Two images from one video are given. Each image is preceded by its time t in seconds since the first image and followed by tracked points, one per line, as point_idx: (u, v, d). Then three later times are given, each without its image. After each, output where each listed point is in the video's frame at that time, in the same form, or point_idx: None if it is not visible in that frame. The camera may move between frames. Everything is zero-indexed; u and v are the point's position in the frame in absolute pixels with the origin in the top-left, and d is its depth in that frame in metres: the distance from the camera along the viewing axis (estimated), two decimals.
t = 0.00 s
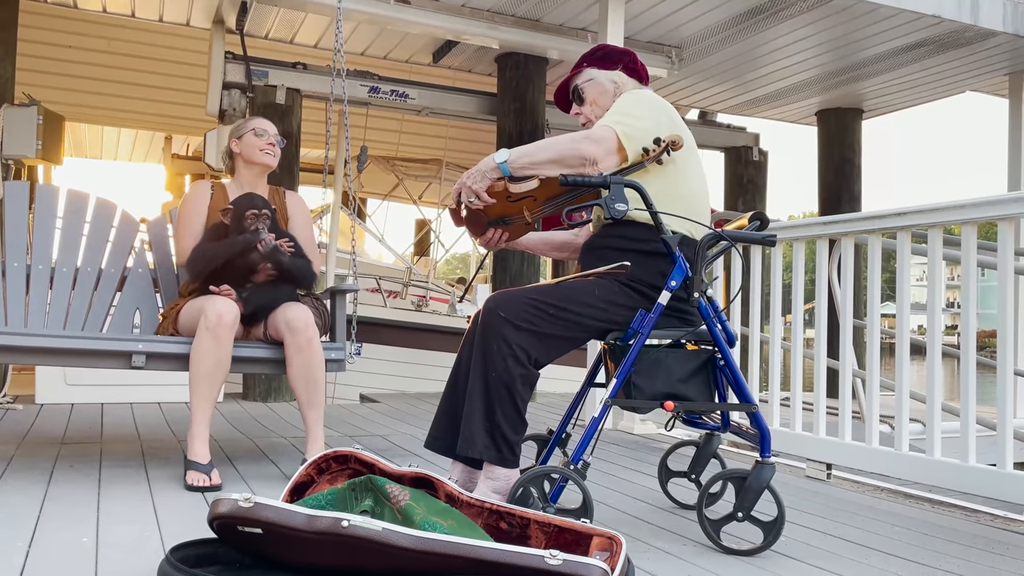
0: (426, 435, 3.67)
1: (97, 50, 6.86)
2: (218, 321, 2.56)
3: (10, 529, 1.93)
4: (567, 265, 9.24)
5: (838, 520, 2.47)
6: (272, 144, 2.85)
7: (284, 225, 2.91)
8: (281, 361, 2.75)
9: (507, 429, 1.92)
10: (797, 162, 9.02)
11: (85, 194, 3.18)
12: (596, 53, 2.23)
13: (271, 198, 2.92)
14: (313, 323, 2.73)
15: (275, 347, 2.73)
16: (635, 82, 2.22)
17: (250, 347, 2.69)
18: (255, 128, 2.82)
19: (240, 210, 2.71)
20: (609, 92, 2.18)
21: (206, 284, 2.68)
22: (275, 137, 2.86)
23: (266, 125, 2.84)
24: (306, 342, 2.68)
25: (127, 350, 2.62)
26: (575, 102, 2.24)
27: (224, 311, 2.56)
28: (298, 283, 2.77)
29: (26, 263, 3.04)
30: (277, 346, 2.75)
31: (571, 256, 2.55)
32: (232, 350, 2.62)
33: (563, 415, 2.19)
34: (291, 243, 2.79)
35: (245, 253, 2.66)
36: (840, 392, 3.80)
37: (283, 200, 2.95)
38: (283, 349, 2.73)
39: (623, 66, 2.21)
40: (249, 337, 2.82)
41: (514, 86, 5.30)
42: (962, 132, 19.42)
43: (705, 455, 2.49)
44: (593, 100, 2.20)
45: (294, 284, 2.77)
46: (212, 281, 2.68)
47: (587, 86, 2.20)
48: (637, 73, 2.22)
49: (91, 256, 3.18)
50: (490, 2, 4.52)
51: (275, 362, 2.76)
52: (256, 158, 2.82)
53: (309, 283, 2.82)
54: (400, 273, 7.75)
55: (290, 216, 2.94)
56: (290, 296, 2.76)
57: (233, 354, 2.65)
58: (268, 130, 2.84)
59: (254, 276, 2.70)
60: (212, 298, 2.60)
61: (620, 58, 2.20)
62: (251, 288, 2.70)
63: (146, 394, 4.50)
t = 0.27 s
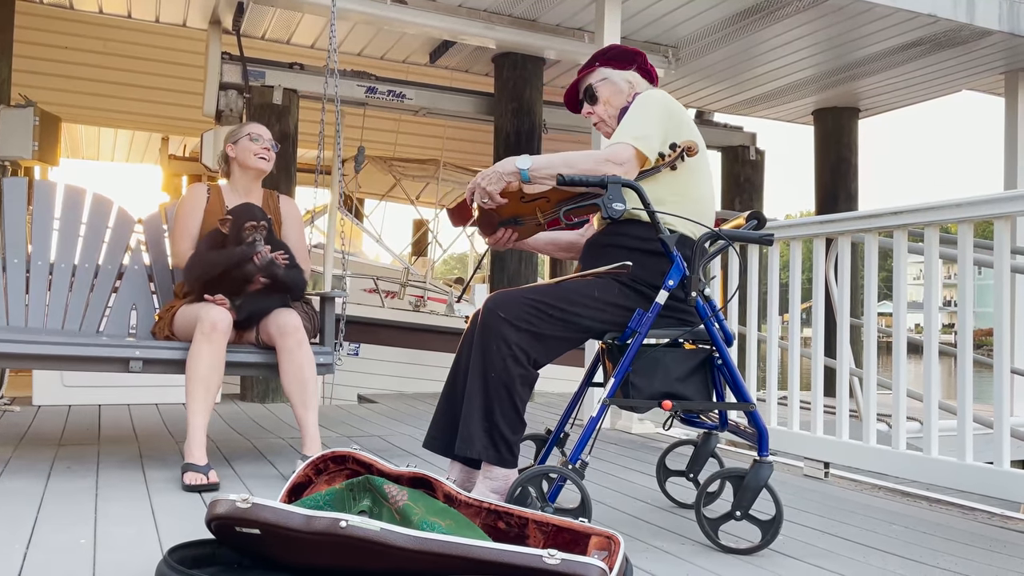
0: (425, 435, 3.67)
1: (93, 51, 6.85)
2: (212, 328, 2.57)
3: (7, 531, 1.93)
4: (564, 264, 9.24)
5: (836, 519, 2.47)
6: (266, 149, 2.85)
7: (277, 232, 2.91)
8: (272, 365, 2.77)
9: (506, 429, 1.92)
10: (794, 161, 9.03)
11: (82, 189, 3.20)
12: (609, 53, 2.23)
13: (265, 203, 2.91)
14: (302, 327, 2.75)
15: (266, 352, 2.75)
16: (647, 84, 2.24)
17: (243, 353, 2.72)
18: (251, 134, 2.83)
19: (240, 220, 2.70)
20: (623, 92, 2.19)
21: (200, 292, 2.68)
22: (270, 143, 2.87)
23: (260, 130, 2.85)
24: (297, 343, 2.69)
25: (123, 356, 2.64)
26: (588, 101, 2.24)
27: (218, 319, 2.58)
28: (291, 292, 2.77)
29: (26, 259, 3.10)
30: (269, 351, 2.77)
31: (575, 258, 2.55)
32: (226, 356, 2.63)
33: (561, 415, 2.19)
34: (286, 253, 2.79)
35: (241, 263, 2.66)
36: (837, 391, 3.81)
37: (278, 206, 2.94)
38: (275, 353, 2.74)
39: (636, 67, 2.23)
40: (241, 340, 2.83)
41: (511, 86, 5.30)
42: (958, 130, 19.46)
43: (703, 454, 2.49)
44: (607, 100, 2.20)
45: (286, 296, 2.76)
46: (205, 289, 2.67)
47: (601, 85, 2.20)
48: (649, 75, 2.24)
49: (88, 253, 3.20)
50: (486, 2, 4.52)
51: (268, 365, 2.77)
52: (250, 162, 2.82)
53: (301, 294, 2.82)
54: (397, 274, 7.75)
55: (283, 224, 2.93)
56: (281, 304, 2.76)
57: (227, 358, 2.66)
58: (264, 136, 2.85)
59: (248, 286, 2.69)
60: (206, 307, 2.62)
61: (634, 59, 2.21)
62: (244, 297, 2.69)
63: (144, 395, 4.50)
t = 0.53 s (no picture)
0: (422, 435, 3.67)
1: (88, 51, 6.83)
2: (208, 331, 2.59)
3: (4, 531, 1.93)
4: (561, 263, 9.24)
5: (832, 516, 2.47)
6: (261, 150, 2.83)
7: (270, 233, 2.90)
8: (266, 365, 2.77)
9: (503, 429, 1.92)
10: (790, 159, 9.03)
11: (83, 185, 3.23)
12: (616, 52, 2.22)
13: (260, 204, 2.91)
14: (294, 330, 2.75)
15: (261, 353, 2.75)
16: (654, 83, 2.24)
17: (238, 353, 2.72)
18: (246, 135, 2.81)
19: (231, 224, 2.69)
20: (632, 90, 2.19)
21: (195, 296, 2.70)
22: (265, 144, 2.86)
23: (257, 131, 2.83)
24: (289, 345, 2.69)
25: (121, 357, 2.63)
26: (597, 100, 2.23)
27: (215, 324, 2.60)
28: (283, 294, 2.77)
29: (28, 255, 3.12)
30: (263, 352, 2.76)
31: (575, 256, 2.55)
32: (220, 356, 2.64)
33: (558, 413, 2.18)
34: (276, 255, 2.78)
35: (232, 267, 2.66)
36: (833, 389, 3.81)
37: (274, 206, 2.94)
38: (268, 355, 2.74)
39: (645, 67, 2.22)
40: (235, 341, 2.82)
41: (507, 85, 5.29)
42: (953, 128, 19.51)
43: (699, 452, 2.50)
44: (616, 99, 2.19)
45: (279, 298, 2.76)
46: (199, 293, 2.68)
47: (610, 83, 2.20)
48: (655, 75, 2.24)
49: (88, 248, 3.22)
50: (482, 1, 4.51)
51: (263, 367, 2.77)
52: (246, 165, 2.82)
53: (292, 294, 2.81)
54: (394, 273, 7.75)
55: (277, 227, 2.91)
56: (275, 306, 2.75)
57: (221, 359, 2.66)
58: (259, 137, 2.84)
59: (240, 288, 2.69)
60: (202, 313, 2.64)
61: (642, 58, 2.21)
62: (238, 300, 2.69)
63: (140, 396, 4.49)
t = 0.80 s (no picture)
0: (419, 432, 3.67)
1: (82, 48, 6.80)
2: (206, 329, 2.59)
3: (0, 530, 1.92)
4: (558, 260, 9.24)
5: (830, 511, 2.48)
6: (265, 149, 2.83)
7: (269, 232, 2.91)
8: (264, 363, 2.76)
9: (501, 425, 1.92)
10: (787, 154, 9.03)
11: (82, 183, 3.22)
12: (622, 48, 2.22)
13: (262, 204, 2.93)
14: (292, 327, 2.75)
15: (259, 350, 2.74)
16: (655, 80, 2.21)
17: (235, 350, 2.71)
18: (250, 134, 2.81)
19: (226, 222, 2.70)
20: (622, 88, 2.18)
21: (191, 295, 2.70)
22: (269, 144, 2.84)
23: (259, 130, 2.82)
24: (288, 341, 2.69)
25: (119, 355, 2.62)
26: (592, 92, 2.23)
27: (212, 322, 2.60)
28: (279, 290, 2.76)
29: (27, 252, 3.13)
30: (261, 350, 2.76)
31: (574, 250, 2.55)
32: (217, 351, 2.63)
33: (555, 410, 2.18)
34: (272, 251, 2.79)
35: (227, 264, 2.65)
36: (830, 384, 3.82)
37: (275, 205, 2.95)
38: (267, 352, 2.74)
39: (642, 62, 2.19)
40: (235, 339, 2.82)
41: (504, 81, 5.28)
42: (949, 123, 19.52)
43: (697, 448, 2.50)
44: (609, 93, 2.20)
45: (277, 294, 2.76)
46: (195, 292, 2.69)
47: (605, 78, 2.20)
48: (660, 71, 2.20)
49: (87, 246, 3.22)
50: None
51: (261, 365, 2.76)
52: (249, 164, 2.81)
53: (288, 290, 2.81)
54: (391, 270, 7.74)
55: (276, 224, 2.93)
56: (273, 303, 2.75)
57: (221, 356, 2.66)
58: (263, 136, 2.82)
59: (236, 285, 2.67)
60: (201, 311, 2.64)
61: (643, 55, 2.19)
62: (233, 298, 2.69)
63: (137, 394, 4.48)
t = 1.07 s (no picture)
0: (416, 426, 3.67)
1: (75, 43, 6.77)
2: (209, 320, 2.57)
3: None
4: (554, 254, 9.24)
5: (825, 503, 2.49)
6: (274, 146, 2.82)
7: (273, 227, 2.90)
8: (267, 356, 2.78)
9: (497, 418, 1.92)
10: (782, 148, 9.03)
11: (74, 182, 3.18)
12: (626, 38, 2.22)
13: (268, 199, 2.91)
14: (297, 317, 2.75)
15: (262, 344, 2.76)
16: (655, 72, 2.20)
17: (239, 345, 2.73)
18: (259, 130, 2.80)
19: (217, 215, 2.67)
20: (622, 79, 2.18)
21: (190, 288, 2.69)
22: (278, 141, 2.84)
23: (271, 127, 2.81)
24: (291, 332, 2.69)
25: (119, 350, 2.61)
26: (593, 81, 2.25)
27: (215, 313, 2.58)
28: (280, 281, 2.75)
29: (19, 252, 3.10)
30: (264, 344, 2.77)
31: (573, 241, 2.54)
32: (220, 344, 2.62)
33: (552, 404, 2.19)
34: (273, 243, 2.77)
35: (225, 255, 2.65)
36: (825, 376, 3.83)
37: (279, 201, 2.93)
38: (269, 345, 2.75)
39: (641, 54, 2.19)
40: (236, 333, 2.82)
41: (499, 75, 5.27)
42: (945, 116, 19.54)
43: (693, 441, 2.51)
44: (608, 84, 2.20)
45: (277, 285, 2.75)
46: (196, 284, 2.68)
47: (605, 69, 2.20)
48: (660, 63, 2.19)
49: (81, 246, 3.19)
50: None
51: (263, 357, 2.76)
52: (257, 161, 2.81)
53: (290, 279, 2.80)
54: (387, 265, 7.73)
55: (280, 220, 2.91)
56: (275, 294, 2.75)
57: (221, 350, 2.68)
58: (272, 133, 2.82)
59: (233, 276, 2.68)
60: (204, 301, 2.61)
61: (642, 47, 2.18)
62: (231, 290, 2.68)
63: (134, 390, 4.47)
